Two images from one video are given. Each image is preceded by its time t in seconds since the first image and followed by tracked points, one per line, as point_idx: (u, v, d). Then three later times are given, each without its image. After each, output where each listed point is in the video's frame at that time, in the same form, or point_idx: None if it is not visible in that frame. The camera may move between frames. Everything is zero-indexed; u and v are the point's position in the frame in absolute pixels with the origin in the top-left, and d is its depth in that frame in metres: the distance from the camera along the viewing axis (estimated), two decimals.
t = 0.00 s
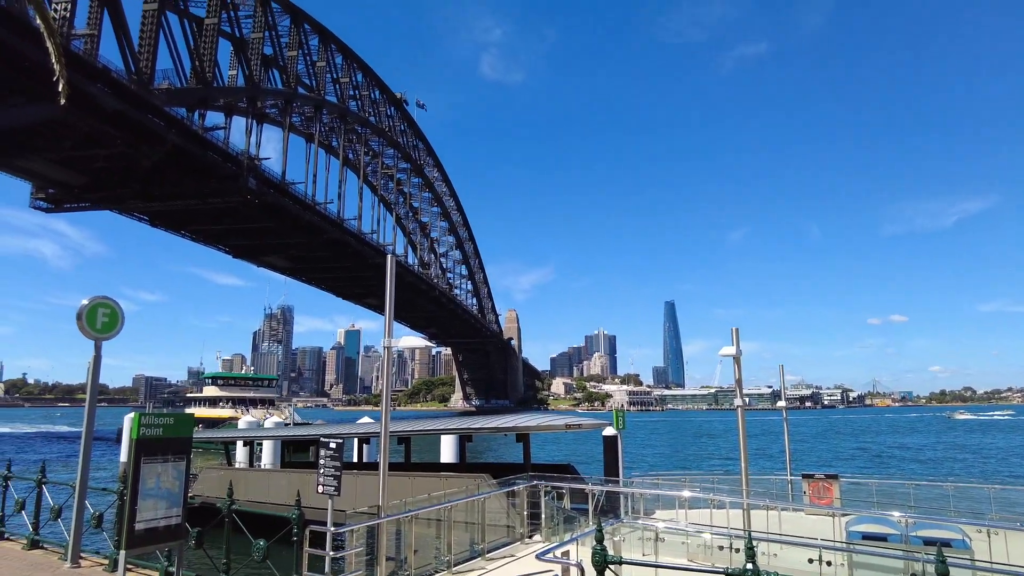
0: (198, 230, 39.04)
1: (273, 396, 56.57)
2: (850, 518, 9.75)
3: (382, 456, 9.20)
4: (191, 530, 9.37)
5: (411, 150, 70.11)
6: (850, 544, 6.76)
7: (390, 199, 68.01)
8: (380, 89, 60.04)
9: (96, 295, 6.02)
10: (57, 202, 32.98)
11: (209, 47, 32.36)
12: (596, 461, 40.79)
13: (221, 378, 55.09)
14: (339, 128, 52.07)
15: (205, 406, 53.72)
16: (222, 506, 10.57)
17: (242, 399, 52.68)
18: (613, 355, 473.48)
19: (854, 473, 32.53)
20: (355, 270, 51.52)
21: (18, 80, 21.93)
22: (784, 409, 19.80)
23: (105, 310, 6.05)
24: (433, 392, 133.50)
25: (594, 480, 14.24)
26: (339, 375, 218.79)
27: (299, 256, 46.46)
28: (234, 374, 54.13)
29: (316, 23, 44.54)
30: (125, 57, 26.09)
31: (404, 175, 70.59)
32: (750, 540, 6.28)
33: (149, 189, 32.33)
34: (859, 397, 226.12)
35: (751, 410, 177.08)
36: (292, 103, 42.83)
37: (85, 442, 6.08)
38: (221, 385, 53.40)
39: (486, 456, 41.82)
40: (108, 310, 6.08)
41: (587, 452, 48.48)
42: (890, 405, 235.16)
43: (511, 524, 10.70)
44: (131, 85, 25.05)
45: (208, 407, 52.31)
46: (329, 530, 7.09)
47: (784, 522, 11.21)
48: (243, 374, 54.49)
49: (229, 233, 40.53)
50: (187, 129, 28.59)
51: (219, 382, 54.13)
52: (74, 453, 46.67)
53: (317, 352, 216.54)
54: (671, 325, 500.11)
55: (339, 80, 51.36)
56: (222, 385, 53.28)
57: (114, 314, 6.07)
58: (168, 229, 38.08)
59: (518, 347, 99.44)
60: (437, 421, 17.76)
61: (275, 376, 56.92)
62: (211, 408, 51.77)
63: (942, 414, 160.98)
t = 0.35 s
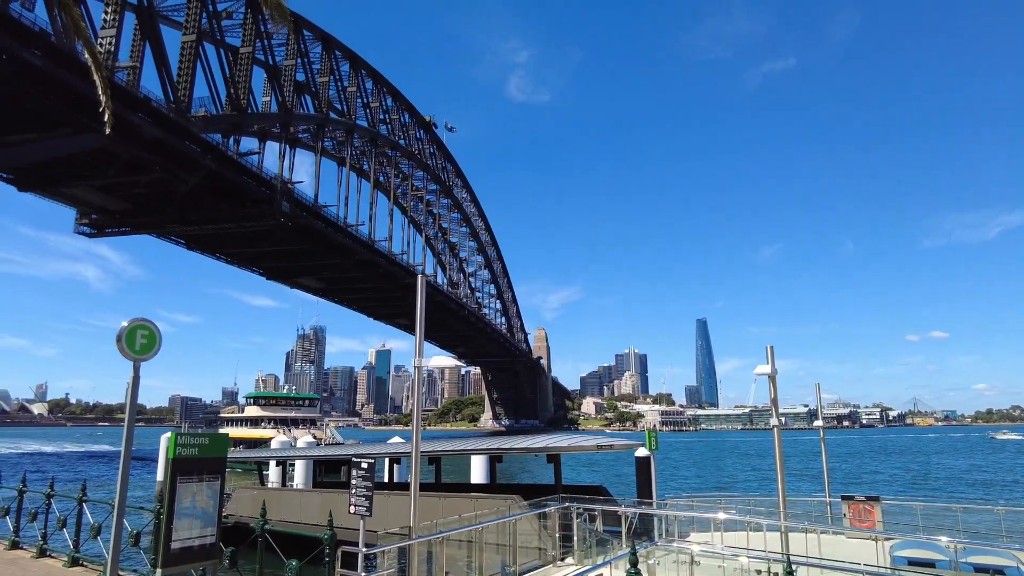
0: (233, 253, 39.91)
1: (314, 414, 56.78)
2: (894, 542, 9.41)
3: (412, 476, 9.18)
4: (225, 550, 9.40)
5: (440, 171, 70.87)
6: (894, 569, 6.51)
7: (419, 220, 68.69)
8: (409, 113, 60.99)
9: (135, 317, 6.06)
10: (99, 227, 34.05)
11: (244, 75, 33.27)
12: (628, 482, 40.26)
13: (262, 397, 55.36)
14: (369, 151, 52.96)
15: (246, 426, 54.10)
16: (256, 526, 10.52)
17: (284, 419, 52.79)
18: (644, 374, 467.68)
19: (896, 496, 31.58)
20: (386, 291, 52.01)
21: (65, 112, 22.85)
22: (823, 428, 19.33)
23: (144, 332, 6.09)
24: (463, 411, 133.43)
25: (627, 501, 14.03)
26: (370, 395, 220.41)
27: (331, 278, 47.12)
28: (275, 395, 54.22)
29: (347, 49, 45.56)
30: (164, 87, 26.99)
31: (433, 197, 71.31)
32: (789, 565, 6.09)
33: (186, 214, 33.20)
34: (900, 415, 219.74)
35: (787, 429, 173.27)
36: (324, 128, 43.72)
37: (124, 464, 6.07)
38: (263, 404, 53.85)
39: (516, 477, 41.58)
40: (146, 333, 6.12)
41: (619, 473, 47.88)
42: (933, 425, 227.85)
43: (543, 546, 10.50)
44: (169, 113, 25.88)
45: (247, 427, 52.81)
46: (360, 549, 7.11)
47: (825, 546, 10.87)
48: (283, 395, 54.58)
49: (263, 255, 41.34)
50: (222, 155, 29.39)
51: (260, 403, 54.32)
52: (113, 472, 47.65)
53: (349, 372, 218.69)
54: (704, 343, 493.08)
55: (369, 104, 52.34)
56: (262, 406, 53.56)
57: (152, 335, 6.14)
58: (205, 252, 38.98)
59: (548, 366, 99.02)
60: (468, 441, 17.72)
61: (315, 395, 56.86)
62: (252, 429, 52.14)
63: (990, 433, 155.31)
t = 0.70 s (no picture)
0: (263, 268, 40.60)
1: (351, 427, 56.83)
2: (937, 560, 9.09)
3: (441, 489, 9.17)
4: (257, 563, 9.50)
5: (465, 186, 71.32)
6: None
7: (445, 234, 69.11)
8: (435, 128, 61.62)
9: (168, 332, 6.17)
10: (134, 244, 34.92)
11: (273, 95, 33.98)
12: (657, 497, 39.74)
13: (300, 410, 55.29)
14: (396, 167, 53.57)
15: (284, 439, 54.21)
16: (285, 539, 10.58)
17: (323, 432, 52.61)
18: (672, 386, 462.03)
19: (935, 512, 30.71)
20: (413, 304, 52.35)
21: (102, 134, 23.60)
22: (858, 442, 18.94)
23: (177, 347, 6.19)
24: (490, 424, 133.23)
25: (657, 516, 13.84)
26: (398, 408, 221.33)
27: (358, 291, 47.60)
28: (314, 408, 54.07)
29: (373, 67, 46.30)
30: (197, 108, 27.69)
31: (458, 211, 71.75)
32: None
33: (217, 230, 33.90)
34: (938, 428, 213.73)
35: (821, 442, 169.65)
36: (351, 144, 44.38)
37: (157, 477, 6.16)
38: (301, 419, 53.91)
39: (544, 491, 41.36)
40: (179, 348, 6.22)
41: (648, 487, 47.31)
42: (973, 438, 221.28)
43: (573, 561, 10.27)
44: (201, 133, 26.54)
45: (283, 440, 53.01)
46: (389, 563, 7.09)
47: (863, 563, 10.55)
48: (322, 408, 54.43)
49: (292, 270, 41.96)
50: (253, 172, 30.02)
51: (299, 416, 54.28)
52: (148, 485, 48.53)
53: (377, 386, 220.10)
54: (733, 355, 486.65)
55: (396, 121, 53.03)
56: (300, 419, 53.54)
57: (185, 350, 6.24)
58: (235, 267, 39.70)
59: (575, 379, 98.52)
60: (495, 455, 17.67)
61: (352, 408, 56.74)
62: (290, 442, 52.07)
63: None
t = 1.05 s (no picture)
0: (293, 285, 41.20)
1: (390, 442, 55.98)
2: None
3: (471, 506, 9.11)
4: None
5: (491, 202, 71.72)
6: None
7: (472, 249, 69.44)
8: (460, 145, 62.24)
9: (202, 350, 6.29)
10: (168, 264, 35.71)
11: (302, 115, 34.66)
12: (689, 515, 39.02)
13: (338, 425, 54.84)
14: (423, 185, 54.15)
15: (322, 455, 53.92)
16: (316, 557, 10.63)
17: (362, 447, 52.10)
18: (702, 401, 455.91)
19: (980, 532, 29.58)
20: (440, 320, 52.55)
21: (139, 158, 24.29)
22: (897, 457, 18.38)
23: (210, 364, 6.30)
24: (518, 441, 132.56)
25: (689, 535, 13.58)
26: (426, 424, 221.85)
27: (387, 307, 47.98)
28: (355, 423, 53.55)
29: (399, 86, 46.99)
30: (228, 129, 28.34)
31: (484, 227, 72.12)
32: None
33: (249, 249, 34.55)
34: (982, 444, 206.65)
35: (858, 458, 165.14)
36: (379, 163, 45.00)
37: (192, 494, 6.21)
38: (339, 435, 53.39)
39: (573, 509, 40.90)
40: (212, 365, 6.32)
41: (679, 505, 46.47)
42: (1018, 453, 213.47)
43: None
44: (233, 154, 27.17)
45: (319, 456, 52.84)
46: None
47: None
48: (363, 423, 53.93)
49: (322, 287, 42.52)
50: (283, 192, 30.60)
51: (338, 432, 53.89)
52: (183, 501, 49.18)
53: (405, 402, 221.03)
54: (764, 369, 478.15)
55: (422, 139, 53.66)
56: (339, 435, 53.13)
57: (218, 367, 6.34)
58: (266, 285, 40.32)
59: (603, 394, 97.74)
60: (524, 472, 17.58)
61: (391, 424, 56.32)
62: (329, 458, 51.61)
63: None
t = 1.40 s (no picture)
0: (329, 305, 41.82)
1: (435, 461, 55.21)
2: None
3: (506, 526, 9.02)
4: None
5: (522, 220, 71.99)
6: None
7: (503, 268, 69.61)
8: (491, 165, 62.79)
9: (241, 371, 6.40)
10: (208, 286, 36.63)
11: (336, 139, 35.41)
12: (729, 537, 37.98)
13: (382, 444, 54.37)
14: (455, 205, 54.70)
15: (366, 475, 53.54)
16: None
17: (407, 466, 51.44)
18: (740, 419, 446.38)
19: None
20: (473, 338, 52.62)
21: (181, 184, 25.06)
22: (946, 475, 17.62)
23: (249, 385, 6.40)
24: (552, 460, 131.45)
25: (731, 557, 13.21)
26: (460, 443, 221.53)
27: (420, 326, 48.31)
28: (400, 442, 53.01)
29: (430, 109, 47.71)
30: (265, 154, 29.07)
31: (516, 245, 72.33)
32: None
33: (286, 271, 35.26)
34: None
35: (906, 477, 159.27)
36: (411, 184, 45.61)
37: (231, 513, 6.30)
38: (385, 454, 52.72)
39: (610, 529, 40.20)
40: (251, 386, 6.43)
41: (719, 526, 45.30)
42: None
43: None
44: (270, 179, 27.88)
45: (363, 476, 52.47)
46: None
47: None
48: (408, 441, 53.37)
49: (357, 307, 43.07)
50: (318, 214, 31.23)
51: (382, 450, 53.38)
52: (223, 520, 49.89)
53: (439, 421, 221.37)
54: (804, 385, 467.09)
55: (453, 160, 54.27)
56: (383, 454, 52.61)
57: (256, 388, 6.44)
58: (303, 305, 41.01)
59: (639, 412, 96.49)
60: (560, 491, 17.38)
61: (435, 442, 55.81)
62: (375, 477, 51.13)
63: None
